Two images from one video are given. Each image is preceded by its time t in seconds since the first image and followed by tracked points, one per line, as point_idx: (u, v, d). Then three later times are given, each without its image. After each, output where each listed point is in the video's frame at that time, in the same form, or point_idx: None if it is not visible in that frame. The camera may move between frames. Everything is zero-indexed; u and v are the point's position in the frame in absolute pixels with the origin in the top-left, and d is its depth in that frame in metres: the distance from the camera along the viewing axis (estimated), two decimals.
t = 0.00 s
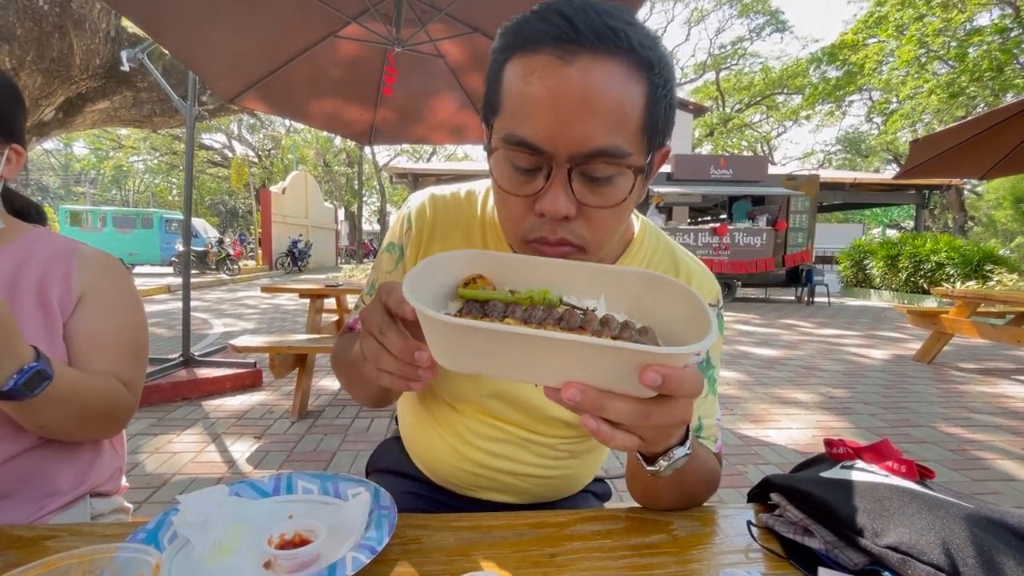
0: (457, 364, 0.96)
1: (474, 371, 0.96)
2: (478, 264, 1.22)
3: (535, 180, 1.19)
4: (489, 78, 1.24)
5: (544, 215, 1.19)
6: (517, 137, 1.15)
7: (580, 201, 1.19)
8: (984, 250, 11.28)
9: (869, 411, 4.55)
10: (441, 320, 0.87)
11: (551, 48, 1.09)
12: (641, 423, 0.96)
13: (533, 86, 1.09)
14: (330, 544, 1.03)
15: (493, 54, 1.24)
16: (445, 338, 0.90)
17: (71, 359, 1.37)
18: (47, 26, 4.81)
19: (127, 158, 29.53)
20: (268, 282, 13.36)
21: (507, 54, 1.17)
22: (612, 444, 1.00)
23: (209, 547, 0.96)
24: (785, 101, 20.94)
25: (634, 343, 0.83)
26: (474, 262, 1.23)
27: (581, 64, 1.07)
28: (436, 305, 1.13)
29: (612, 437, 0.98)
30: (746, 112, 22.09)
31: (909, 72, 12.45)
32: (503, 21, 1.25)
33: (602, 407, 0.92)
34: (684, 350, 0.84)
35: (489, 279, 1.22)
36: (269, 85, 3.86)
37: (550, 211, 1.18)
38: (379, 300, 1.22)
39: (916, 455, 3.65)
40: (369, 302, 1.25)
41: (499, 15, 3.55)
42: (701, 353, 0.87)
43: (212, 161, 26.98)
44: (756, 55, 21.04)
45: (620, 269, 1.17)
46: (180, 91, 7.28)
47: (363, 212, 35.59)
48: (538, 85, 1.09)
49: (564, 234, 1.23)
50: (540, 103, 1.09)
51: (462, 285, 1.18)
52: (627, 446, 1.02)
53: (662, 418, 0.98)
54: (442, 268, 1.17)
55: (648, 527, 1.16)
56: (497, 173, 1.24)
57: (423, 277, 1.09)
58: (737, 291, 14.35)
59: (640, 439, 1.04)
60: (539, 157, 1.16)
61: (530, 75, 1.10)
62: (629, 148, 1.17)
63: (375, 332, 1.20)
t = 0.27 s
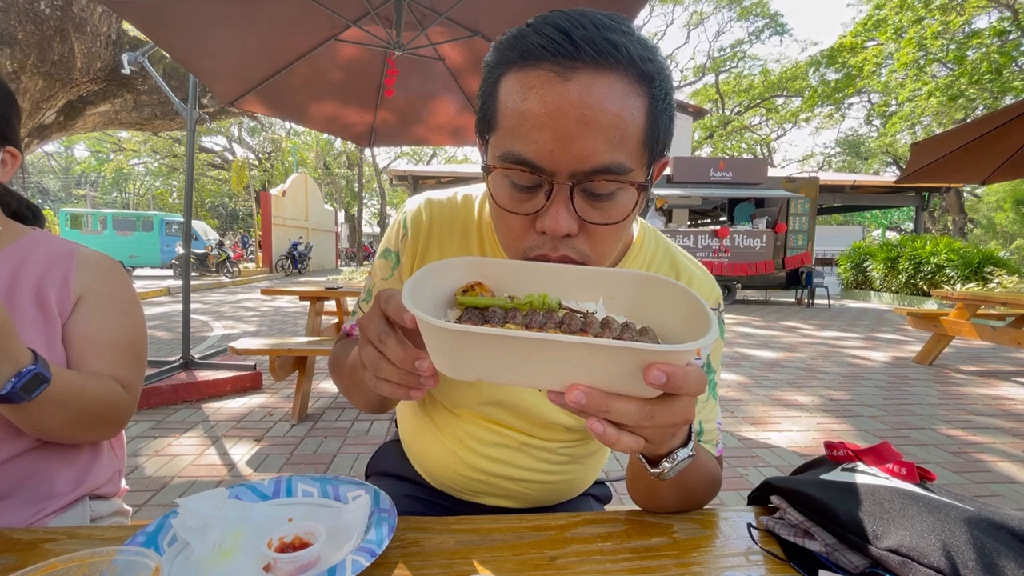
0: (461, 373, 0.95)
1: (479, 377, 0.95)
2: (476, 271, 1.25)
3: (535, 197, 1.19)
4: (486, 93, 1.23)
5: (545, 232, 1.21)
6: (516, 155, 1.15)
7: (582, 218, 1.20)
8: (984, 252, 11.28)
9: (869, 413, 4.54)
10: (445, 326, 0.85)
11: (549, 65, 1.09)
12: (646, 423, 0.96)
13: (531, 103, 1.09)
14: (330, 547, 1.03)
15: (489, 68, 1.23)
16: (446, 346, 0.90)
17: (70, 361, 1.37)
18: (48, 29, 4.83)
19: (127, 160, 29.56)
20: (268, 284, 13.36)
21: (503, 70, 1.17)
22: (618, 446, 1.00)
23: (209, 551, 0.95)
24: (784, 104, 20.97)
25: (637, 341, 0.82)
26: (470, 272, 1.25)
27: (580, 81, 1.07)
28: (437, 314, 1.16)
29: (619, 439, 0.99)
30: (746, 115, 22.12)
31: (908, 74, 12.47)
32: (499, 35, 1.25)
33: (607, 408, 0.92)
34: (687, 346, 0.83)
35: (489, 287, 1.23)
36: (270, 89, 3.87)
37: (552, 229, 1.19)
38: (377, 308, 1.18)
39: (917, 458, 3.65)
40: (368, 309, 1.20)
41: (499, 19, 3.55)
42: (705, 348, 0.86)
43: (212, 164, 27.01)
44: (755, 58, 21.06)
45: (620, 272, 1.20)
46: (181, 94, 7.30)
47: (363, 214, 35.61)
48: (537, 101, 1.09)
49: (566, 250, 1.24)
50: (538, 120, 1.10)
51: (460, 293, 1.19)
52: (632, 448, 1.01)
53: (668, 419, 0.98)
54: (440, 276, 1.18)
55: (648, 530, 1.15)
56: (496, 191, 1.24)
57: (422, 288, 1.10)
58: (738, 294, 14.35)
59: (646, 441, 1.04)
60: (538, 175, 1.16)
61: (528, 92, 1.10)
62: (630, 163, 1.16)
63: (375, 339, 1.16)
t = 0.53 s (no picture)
0: (452, 398, 0.93)
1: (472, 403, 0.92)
2: (466, 290, 1.20)
3: (537, 184, 1.17)
4: (484, 89, 1.24)
5: (548, 219, 1.16)
6: (518, 140, 1.14)
7: (586, 204, 1.17)
8: (984, 254, 11.28)
9: (870, 415, 4.54)
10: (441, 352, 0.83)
11: (551, 50, 1.10)
12: (647, 443, 0.96)
13: (532, 89, 1.10)
14: (331, 549, 1.03)
15: (488, 61, 1.24)
16: (437, 370, 0.87)
17: (71, 362, 1.37)
18: (49, 32, 4.85)
19: (127, 162, 29.59)
20: (268, 286, 13.36)
21: (502, 63, 1.18)
22: (619, 468, 0.98)
23: (209, 553, 0.95)
24: (784, 105, 20.99)
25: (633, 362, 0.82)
26: (460, 291, 1.20)
27: (581, 65, 1.08)
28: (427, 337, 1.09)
29: (617, 461, 0.97)
30: (745, 117, 22.14)
31: (908, 76, 12.48)
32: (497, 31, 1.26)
33: (607, 430, 0.91)
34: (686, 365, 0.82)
35: (479, 305, 1.20)
36: (270, 90, 3.87)
37: (555, 216, 1.15)
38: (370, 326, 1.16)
39: (918, 459, 3.64)
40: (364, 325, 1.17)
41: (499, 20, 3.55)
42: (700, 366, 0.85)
43: (212, 166, 27.04)
44: (755, 60, 21.09)
45: (613, 284, 1.17)
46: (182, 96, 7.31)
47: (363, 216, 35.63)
48: (537, 87, 1.09)
49: (569, 238, 1.19)
50: (539, 104, 1.10)
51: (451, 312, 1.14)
52: (632, 468, 1.00)
53: (667, 436, 0.97)
54: (428, 299, 1.13)
55: (648, 531, 1.15)
56: (496, 181, 1.22)
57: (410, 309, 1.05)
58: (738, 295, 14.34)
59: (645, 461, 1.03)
60: (540, 159, 1.14)
61: (528, 79, 1.11)
62: (632, 147, 1.17)
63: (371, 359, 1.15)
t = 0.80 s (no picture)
0: (442, 442, 0.95)
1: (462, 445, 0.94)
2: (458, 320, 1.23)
3: (550, 141, 1.15)
4: (486, 72, 1.28)
5: (563, 174, 1.11)
6: (529, 97, 1.16)
7: (599, 158, 1.14)
8: (984, 254, 11.28)
9: (871, 416, 4.53)
10: (426, 400, 0.82)
11: (554, 18, 1.15)
12: (642, 484, 0.96)
13: (537, 53, 1.14)
14: (329, 551, 1.02)
15: (488, 49, 1.28)
16: (424, 418, 0.88)
17: (72, 363, 1.37)
18: (50, 33, 4.86)
19: (128, 163, 29.60)
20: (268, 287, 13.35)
21: (503, 44, 1.23)
22: (616, 507, 0.99)
23: (208, 554, 0.95)
24: (784, 106, 21.00)
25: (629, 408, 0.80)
26: (450, 322, 1.24)
27: (584, 28, 1.13)
28: (415, 374, 1.14)
29: (613, 501, 0.98)
30: (746, 118, 22.16)
31: (908, 77, 12.49)
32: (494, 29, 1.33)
33: (602, 473, 0.92)
34: (683, 408, 0.81)
35: (469, 337, 1.22)
36: (270, 91, 3.87)
37: (571, 168, 1.10)
38: (365, 352, 1.20)
39: (919, 460, 3.63)
40: (359, 351, 1.22)
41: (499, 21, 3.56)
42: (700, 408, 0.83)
43: (213, 167, 27.05)
44: (755, 61, 21.09)
45: (609, 313, 1.18)
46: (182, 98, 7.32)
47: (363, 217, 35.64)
48: (542, 52, 1.13)
49: (587, 197, 1.12)
50: (546, 65, 1.13)
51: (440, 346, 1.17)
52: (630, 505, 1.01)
53: (662, 476, 0.98)
54: (415, 330, 1.16)
55: (648, 532, 1.15)
56: (506, 147, 1.18)
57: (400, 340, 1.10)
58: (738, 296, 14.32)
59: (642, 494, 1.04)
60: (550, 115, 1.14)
61: (532, 47, 1.15)
62: (636, 105, 1.20)
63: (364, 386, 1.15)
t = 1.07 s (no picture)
0: (448, 418, 0.94)
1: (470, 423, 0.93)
2: (466, 305, 1.23)
3: (545, 155, 1.15)
4: (482, 77, 1.26)
5: (558, 189, 1.12)
6: (524, 111, 1.15)
7: (595, 172, 1.15)
8: (985, 254, 11.29)
9: (872, 416, 4.53)
10: (436, 370, 0.82)
11: (550, 27, 1.14)
12: (646, 468, 0.95)
13: (532, 63, 1.12)
14: (330, 551, 1.02)
15: (484, 53, 1.27)
16: (432, 390, 0.87)
17: (71, 362, 1.37)
18: (51, 34, 4.87)
19: (128, 163, 29.61)
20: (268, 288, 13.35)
21: (500, 50, 1.21)
22: (617, 493, 0.98)
23: (209, 554, 0.95)
24: (785, 106, 20.99)
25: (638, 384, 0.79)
26: (460, 308, 1.24)
27: (581, 37, 1.11)
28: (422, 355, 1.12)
29: (615, 487, 0.97)
30: (746, 118, 22.15)
31: (908, 77, 12.48)
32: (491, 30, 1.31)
33: (608, 455, 0.91)
34: (691, 387, 0.80)
35: (476, 322, 1.22)
36: (271, 91, 3.87)
37: (566, 184, 1.11)
38: (371, 335, 1.16)
39: (920, 461, 3.63)
40: (365, 334, 1.18)
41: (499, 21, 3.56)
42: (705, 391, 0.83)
43: (214, 167, 27.07)
44: (755, 61, 21.08)
45: (616, 307, 1.18)
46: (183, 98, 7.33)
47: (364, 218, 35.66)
48: (538, 64, 1.12)
49: (582, 210, 1.13)
50: (542, 77, 1.12)
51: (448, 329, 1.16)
52: (631, 492, 1.00)
53: (667, 461, 0.97)
54: (423, 312, 1.15)
55: (649, 532, 1.15)
56: (502, 158, 1.18)
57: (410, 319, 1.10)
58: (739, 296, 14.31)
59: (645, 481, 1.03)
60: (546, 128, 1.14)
61: (527, 57, 1.13)
62: (633, 118, 1.19)
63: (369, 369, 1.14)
